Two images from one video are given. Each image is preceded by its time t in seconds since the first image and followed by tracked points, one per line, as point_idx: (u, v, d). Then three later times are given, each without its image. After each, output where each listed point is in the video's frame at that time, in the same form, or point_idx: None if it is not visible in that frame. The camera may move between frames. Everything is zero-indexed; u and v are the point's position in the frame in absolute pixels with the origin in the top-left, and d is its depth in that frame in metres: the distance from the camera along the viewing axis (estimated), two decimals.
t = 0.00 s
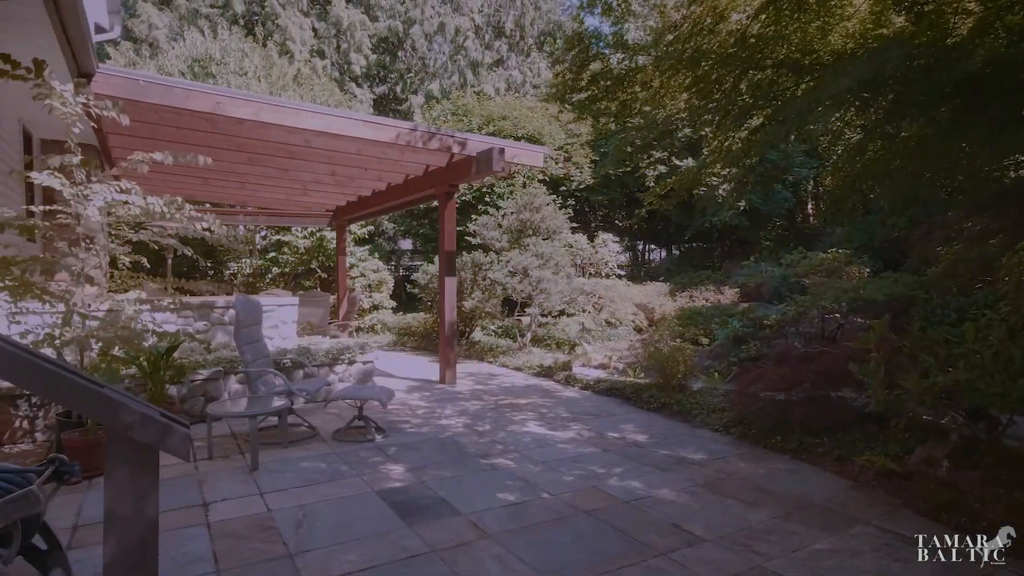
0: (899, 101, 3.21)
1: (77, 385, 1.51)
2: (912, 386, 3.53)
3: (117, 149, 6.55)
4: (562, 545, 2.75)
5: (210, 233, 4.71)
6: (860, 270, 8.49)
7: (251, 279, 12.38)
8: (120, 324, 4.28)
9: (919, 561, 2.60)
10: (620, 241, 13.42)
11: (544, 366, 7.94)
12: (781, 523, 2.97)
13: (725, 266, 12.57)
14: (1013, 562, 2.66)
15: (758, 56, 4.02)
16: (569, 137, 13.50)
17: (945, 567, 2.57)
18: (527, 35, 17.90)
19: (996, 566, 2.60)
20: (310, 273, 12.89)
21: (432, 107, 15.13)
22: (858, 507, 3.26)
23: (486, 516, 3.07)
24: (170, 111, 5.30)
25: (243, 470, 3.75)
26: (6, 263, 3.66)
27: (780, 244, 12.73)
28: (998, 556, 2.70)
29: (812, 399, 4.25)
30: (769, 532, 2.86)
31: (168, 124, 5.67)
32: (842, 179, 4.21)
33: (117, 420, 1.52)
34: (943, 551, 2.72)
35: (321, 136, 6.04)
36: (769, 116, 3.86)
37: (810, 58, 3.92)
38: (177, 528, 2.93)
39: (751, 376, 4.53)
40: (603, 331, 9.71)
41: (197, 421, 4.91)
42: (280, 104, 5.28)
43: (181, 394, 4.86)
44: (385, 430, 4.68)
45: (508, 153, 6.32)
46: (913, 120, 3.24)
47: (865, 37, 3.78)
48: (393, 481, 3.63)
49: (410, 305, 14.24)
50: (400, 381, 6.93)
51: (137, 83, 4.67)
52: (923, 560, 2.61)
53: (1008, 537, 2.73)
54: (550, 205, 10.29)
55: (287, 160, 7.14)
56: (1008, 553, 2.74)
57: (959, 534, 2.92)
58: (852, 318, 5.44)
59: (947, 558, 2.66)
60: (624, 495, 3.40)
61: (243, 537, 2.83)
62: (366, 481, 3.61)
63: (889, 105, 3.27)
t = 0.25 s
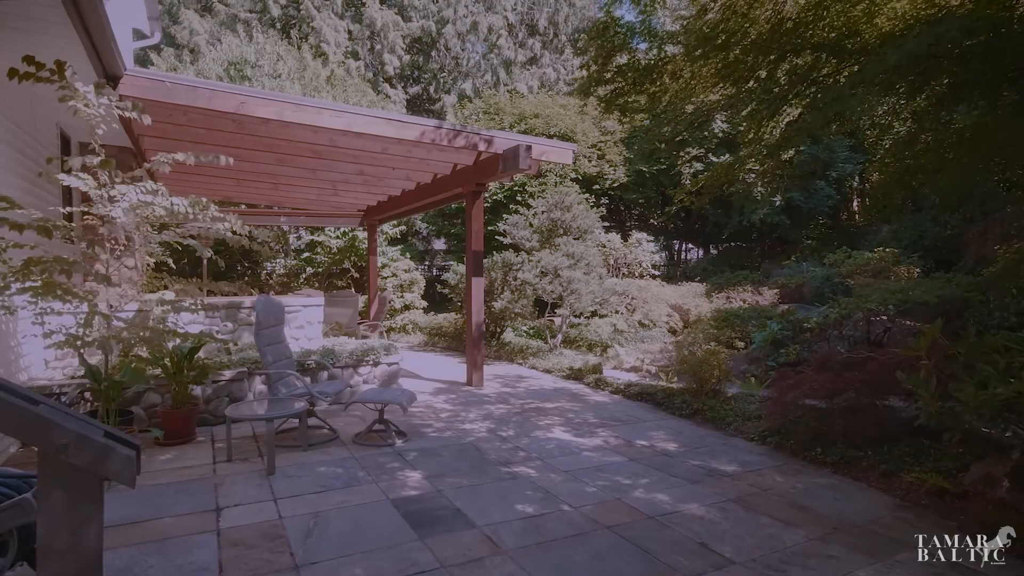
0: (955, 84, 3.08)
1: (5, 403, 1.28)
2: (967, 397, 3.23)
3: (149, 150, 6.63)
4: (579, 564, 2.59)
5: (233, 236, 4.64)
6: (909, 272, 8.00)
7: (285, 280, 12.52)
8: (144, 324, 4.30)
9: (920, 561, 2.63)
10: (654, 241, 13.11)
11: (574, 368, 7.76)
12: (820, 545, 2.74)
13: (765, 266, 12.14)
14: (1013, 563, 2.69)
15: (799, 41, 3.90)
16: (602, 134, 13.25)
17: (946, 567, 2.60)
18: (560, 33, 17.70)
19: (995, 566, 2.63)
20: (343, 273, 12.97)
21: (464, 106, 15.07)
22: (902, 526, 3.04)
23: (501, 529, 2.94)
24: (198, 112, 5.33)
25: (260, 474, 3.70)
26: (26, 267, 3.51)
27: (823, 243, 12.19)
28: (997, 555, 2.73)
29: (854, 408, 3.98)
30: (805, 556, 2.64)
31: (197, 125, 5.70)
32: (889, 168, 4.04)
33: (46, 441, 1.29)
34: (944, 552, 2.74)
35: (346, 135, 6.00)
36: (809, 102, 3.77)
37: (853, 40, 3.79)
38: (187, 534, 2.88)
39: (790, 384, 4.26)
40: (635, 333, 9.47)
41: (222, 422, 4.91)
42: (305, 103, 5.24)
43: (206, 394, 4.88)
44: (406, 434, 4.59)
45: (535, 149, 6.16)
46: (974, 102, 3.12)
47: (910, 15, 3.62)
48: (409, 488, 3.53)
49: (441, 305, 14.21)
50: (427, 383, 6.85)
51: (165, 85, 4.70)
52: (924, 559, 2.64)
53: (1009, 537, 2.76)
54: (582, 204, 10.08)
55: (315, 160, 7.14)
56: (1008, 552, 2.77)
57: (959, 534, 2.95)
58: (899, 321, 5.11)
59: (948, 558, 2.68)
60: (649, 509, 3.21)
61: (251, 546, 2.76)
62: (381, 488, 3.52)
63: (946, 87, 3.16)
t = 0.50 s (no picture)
0: (1007, 68, 2.96)
1: None
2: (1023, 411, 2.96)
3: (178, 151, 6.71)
4: None
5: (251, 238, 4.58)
6: (957, 271, 7.62)
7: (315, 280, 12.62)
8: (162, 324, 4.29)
9: (918, 561, 2.65)
10: (686, 240, 12.79)
11: (601, 371, 7.57)
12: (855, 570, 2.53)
13: (802, 266, 11.72)
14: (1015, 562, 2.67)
15: (833, 27, 3.74)
16: (632, 131, 12.99)
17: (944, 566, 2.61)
18: (591, 29, 17.46)
19: (994, 565, 2.63)
20: (372, 273, 13.01)
21: (493, 105, 14.96)
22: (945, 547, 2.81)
23: (512, 544, 2.80)
24: (219, 113, 5.34)
25: (272, 479, 3.65)
26: (42, 269, 3.45)
27: (864, 242, 11.72)
28: (998, 555, 2.72)
29: (895, 419, 3.71)
30: None
31: (219, 126, 5.72)
32: (934, 163, 3.88)
33: None
34: (944, 552, 2.75)
35: (368, 134, 5.94)
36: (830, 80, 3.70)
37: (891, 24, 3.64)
38: (192, 542, 2.82)
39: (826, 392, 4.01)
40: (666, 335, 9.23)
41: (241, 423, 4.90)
42: (323, 103, 5.18)
43: (225, 395, 4.86)
44: (422, 439, 4.50)
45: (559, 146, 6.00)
46: None
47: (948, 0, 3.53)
48: (421, 497, 3.42)
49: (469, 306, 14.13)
50: (449, 386, 6.76)
51: (185, 87, 4.72)
52: (921, 559, 2.66)
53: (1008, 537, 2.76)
54: (610, 203, 9.86)
55: (339, 160, 7.11)
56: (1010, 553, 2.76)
57: (959, 535, 2.96)
58: (947, 326, 4.79)
59: (948, 558, 2.69)
60: (670, 525, 3.04)
61: (254, 556, 2.69)
62: (392, 497, 3.41)
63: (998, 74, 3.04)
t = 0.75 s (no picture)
0: None
1: None
2: None
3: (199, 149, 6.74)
4: None
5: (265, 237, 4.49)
6: (1002, 271, 7.21)
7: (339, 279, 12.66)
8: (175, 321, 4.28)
9: (919, 561, 2.62)
10: (714, 239, 12.47)
11: (623, 373, 7.37)
12: None
13: (836, 265, 11.31)
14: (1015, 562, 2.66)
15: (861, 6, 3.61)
16: (659, 127, 12.71)
17: (946, 567, 2.58)
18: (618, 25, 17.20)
19: (997, 566, 2.60)
20: (395, 272, 12.99)
21: (518, 102, 14.83)
22: (985, 569, 2.56)
23: (517, 556, 2.66)
24: (235, 111, 5.31)
25: (278, 482, 3.58)
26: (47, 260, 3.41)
27: (902, 240, 11.25)
28: (998, 555, 2.70)
29: (935, 428, 3.46)
30: None
31: (236, 124, 5.70)
32: (979, 152, 3.67)
33: None
34: (943, 551, 2.73)
35: (385, 129, 5.85)
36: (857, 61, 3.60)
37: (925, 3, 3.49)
38: (188, 547, 2.75)
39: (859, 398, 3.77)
40: (692, 336, 8.98)
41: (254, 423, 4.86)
42: (337, 99, 5.10)
43: (238, 395, 4.84)
44: (434, 442, 4.39)
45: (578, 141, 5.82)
46: None
47: None
48: (427, 503, 3.31)
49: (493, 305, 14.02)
50: (467, 387, 6.64)
51: (198, 85, 4.69)
52: (923, 560, 2.63)
53: (1007, 536, 2.77)
54: (635, 201, 9.62)
55: (358, 158, 7.05)
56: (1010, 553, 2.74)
57: (960, 534, 2.94)
58: (991, 328, 4.49)
59: (948, 558, 2.67)
60: (687, 538, 2.86)
61: (250, 563, 2.60)
62: (397, 502, 3.31)
63: None
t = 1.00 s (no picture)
0: None
1: None
2: None
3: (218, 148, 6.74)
4: None
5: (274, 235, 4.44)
6: None
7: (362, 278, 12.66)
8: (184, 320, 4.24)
9: (918, 561, 2.61)
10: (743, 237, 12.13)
11: (645, 374, 7.16)
12: None
13: (871, 264, 10.88)
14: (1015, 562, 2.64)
15: None
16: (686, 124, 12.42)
17: (945, 566, 2.57)
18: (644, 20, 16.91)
19: (997, 566, 2.58)
20: (417, 272, 12.93)
21: (541, 100, 14.66)
22: (985, 569, 2.55)
23: (519, 569, 2.52)
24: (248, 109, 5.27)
25: (281, 485, 3.50)
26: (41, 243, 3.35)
27: (942, 237, 10.77)
28: (998, 555, 2.68)
29: (977, 438, 3.21)
30: None
31: (250, 122, 5.67)
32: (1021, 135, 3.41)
33: None
34: (943, 550, 2.72)
35: (399, 125, 5.75)
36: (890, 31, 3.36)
37: None
38: (181, 552, 2.68)
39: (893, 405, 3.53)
40: (718, 337, 8.70)
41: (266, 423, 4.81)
42: (349, 96, 5.02)
43: (249, 395, 4.81)
44: (444, 445, 4.27)
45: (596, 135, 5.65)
46: None
47: None
48: (431, 510, 3.19)
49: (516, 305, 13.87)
50: (484, 388, 6.51)
51: (209, 82, 4.65)
52: (923, 560, 2.61)
53: (1007, 536, 2.75)
54: (660, 198, 9.37)
55: (375, 155, 6.98)
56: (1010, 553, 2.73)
57: (960, 534, 2.92)
58: None
59: (947, 558, 2.65)
60: (701, 554, 2.68)
61: (242, 571, 2.51)
62: (400, 509, 3.19)
63: None
